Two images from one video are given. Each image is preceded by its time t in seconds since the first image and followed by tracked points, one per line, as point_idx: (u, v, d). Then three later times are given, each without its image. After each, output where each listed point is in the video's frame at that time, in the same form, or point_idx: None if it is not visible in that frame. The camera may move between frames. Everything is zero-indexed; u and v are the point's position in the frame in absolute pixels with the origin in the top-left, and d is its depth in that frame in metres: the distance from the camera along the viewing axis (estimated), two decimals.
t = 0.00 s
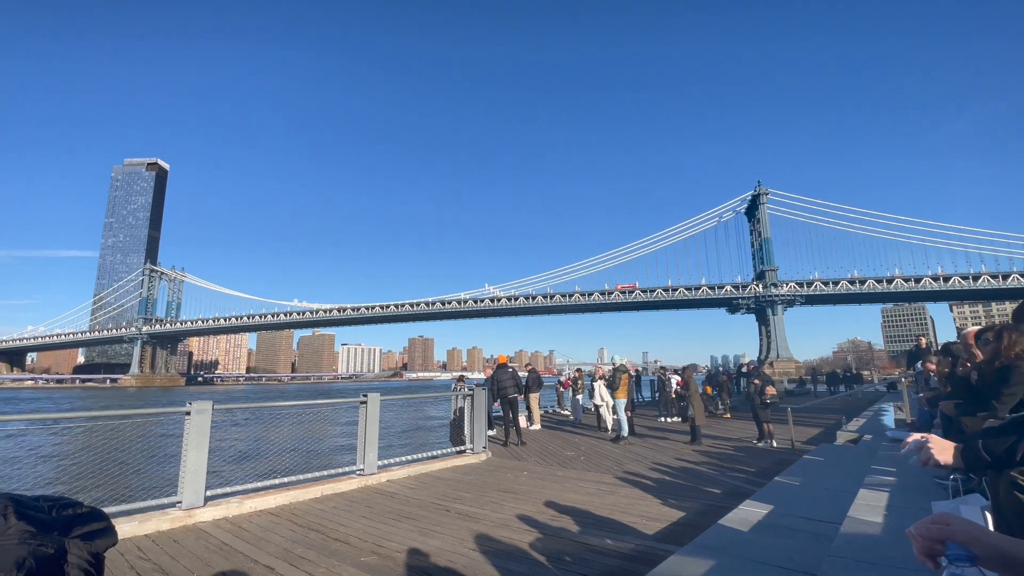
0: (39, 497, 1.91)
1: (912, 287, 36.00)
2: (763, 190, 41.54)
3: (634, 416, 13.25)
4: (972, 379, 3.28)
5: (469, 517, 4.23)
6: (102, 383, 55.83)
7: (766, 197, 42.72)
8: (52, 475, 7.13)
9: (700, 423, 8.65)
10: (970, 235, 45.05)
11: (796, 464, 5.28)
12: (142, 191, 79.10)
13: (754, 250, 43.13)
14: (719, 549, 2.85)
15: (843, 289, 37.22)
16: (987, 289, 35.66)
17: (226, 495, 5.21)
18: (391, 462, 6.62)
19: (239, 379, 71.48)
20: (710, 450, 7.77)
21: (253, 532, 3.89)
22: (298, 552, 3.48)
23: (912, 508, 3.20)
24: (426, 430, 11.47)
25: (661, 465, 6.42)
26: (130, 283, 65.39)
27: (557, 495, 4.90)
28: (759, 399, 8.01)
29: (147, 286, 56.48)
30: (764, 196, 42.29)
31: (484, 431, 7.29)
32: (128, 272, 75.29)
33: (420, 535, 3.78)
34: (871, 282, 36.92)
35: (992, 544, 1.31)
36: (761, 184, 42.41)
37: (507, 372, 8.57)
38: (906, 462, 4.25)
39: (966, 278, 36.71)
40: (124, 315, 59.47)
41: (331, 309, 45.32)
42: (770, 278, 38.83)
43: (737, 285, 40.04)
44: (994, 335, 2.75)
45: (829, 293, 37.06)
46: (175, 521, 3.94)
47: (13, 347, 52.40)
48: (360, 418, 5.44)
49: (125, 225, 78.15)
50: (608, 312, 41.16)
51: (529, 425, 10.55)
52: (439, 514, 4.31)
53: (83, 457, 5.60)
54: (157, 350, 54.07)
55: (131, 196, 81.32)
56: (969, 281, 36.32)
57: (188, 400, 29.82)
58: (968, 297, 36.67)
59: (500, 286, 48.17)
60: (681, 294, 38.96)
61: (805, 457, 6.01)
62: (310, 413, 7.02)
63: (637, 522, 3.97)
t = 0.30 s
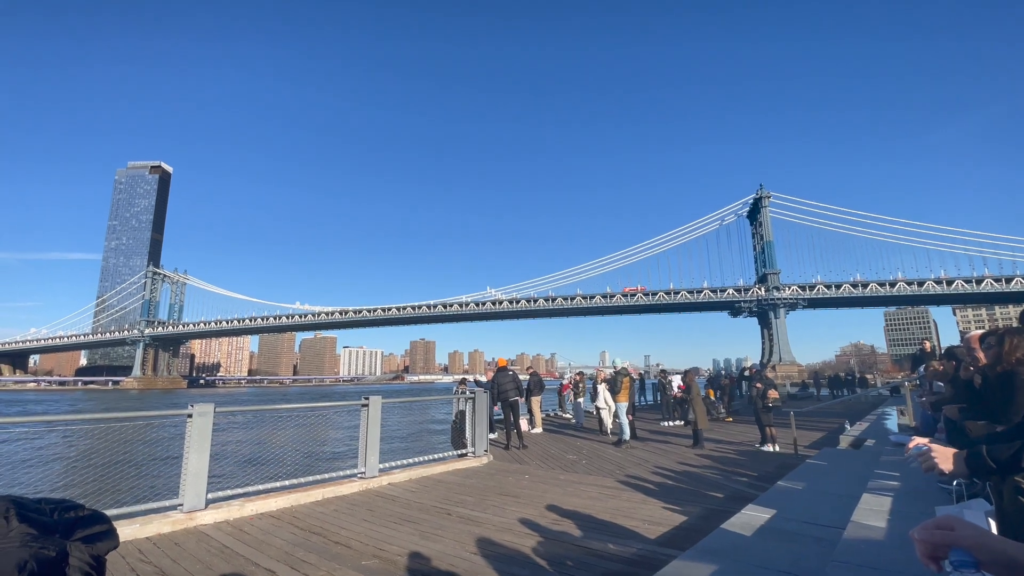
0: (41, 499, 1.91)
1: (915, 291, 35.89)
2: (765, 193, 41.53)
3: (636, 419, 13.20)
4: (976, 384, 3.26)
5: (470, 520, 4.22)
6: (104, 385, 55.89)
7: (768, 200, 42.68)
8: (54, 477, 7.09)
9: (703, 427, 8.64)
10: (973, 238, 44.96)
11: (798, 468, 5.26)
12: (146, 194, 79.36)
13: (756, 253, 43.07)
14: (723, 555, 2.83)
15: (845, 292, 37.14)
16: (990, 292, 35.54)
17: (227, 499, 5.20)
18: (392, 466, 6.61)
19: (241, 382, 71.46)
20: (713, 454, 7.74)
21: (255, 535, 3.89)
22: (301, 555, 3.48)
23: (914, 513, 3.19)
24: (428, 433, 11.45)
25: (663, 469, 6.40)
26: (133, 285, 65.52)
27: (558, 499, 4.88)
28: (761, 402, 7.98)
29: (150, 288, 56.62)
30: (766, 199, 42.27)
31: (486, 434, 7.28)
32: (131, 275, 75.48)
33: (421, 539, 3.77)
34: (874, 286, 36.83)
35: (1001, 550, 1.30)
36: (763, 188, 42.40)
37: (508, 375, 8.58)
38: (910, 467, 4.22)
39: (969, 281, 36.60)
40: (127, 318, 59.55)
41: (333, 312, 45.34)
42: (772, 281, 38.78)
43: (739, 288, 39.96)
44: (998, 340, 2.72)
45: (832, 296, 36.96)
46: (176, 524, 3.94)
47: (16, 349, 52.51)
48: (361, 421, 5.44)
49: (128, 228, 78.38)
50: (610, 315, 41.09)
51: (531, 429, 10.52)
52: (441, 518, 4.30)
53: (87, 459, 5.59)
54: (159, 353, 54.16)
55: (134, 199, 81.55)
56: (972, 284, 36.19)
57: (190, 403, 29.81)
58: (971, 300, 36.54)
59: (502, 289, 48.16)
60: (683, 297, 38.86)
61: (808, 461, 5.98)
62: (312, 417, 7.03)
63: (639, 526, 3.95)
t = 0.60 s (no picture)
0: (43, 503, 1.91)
1: (919, 295, 35.81)
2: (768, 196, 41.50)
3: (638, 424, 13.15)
4: (981, 388, 3.24)
5: (472, 524, 4.21)
6: (107, 389, 55.96)
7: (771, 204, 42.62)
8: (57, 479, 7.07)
9: (705, 431, 8.61)
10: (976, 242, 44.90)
11: (801, 473, 5.24)
12: (149, 197, 79.55)
13: (758, 257, 43.00)
14: (725, 560, 2.83)
15: (848, 296, 37.06)
16: (994, 296, 35.41)
17: (228, 502, 5.20)
18: (394, 470, 6.61)
19: (243, 385, 71.41)
20: (715, 459, 7.71)
21: (257, 539, 3.89)
22: (303, 558, 3.48)
23: (919, 518, 3.17)
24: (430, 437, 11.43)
25: (665, 473, 6.38)
26: (136, 289, 65.66)
27: (560, 503, 4.87)
28: (764, 407, 7.96)
29: (152, 292, 56.76)
30: (769, 203, 42.22)
31: (488, 438, 7.28)
32: (134, 278, 75.74)
33: (423, 543, 3.76)
34: (877, 289, 36.73)
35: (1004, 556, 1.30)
36: (766, 192, 42.41)
37: (510, 378, 8.59)
38: (914, 472, 4.20)
39: (973, 285, 36.47)
40: (129, 321, 59.62)
41: (335, 315, 45.38)
42: (775, 284, 38.72)
43: (741, 292, 39.90)
44: (1003, 343, 2.70)
45: (834, 300, 36.90)
46: (177, 527, 3.93)
47: (19, 352, 52.61)
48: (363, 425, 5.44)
49: (131, 231, 78.59)
50: (612, 318, 41.03)
51: (533, 433, 10.52)
52: (442, 522, 4.29)
53: (89, 462, 5.58)
54: (161, 356, 54.24)
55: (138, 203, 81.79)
56: (976, 288, 36.09)
57: (192, 406, 29.86)
58: (975, 304, 36.42)
59: (504, 292, 48.13)
60: (686, 301, 38.81)
61: (812, 466, 5.95)
62: (315, 419, 7.04)
63: (642, 531, 3.94)
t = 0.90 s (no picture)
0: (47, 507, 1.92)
1: (922, 298, 35.69)
2: (769, 199, 41.48)
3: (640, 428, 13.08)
4: (985, 393, 3.23)
5: (474, 529, 4.21)
6: (110, 392, 56.06)
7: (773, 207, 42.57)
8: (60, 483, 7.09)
9: (708, 435, 8.58)
10: (980, 245, 44.79)
11: (806, 478, 5.21)
12: (152, 202, 79.81)
13: (761, 261, 42.93)
14: (728, 565, 2.83)
15: (851, 300, 36.95)
16: (997, 300, 35.27)
17: (230, 505, 5.20)
18: (395, 474, 6.58)
19: (245, 389, 71.40)
20: (719, 464, 7.68)
21: (259, 542, 3.88)
22: (305, 563, 3.47)
23: (925, 523, 3.14)
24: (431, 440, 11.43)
25: (668, 478, 6.35)
26: (138, 292, 65.80)
27: (562, 508, 4.87)
28: (767, 411, 7.92)
29: (155, 295, 56.93)
30: (771, 206, 42.18)
31: (490, 441, 7.26)
32: (137, 282, 76.02)
33: (425, 548, 3.76)
34: (880, 293, 36.60)
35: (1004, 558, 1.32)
36: (768, 196, 42.38)
37: (512, 383, 8.57)
38: (920, 477, 4.16)
39: (976, 288, 36.35)
40: (132, 324, 59.76)
41: (337, 319, 45.40)
42: (777, 288, 38.65)
43: (743, 295, 39.81)
44: (1007, 347, 2.69)
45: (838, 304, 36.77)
46: (179, 531, 3.93)
47: (21, 355, 52.72)
48: (365, 428, 5.42)
49: (134, 235, 78.85)
50: (614, 322, 40.96)
51: (534, 437, 10.49)
52: (444, 527, 4.28)
53: (92, 466, 5.58)
54: (164, 359, 54.34)
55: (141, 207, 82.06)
56: (979, 291, 35.96)
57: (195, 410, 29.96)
58: (978, 308, 36.31)
59: (506, 296, 48.14)
60: (688, 305, 38.74)
61: (815, 470, 5.94)
62: (316, 422, 7.02)
63: (645, 536, 3.93)
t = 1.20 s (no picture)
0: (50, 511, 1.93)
1: (926, 300, 35.59)
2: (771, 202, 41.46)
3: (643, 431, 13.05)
4: (989, 395, 3.22)
5: (476, 533, 4.21)
6: (112, 395, 56.15)
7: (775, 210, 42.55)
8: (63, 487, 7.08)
9: (710, 438, 8.56)
10: (983, 247, 44.68)
11: (810, 482, 5.17)
12: (155, 206, 80.09)
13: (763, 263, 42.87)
14: (731, 569, 2.82)
15: (853, 302, 36.86)
16: (1001, 302, 35.17)
17: (232, 508, 5.21)
18: (398, 477, 6.57)
19: (248, 392, 71.44)
20: (722, 467, 7.66)
21: (261, 547, 3.88)
22: (307, 568, 3.47)
23: (929, 528, 3.12)
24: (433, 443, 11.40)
25: (670, 482, 6.34)
26: (141, 296, 65.93)
27: (564, 511, 4.86)
28: (770, 414, 7.89)
29: (158, 298, 57.08)
30: (773, 208, 42.16)
31: (492, 445, 7.23)
32: (140, 285, 76.22)
33: (427, 552, 3.75)
34: (883, 295, 36.50)
35: (1010, 567, 1.30)
36: (769, 198, 42.40)
37: (519, 386, 8.57)
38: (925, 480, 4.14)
39: (980, 291, 36.26)
40: (135, 328, 59.93)
41: (339, 322, 45.46)
42: (780, 291, 38.60)
43: (746, 298, 39.73)
44: (1010, 351, 2.70)
45: (840, 306, 36.68)
46: (181, 535, 3.94)
47: (25, 359, 52.86)
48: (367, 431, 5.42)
49: (138, 238, 79.09)
50: (616, 325, 40.90)
51: (537, 440, 10.48)
52: (446, 530, 4.28)
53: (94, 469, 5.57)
54: (167, 363, 54.48)
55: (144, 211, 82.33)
56: (983, 294, 35.84)
57: (196, 413, 29.97)
58: (982, 310, 36.22)
59: (508, 298, 48.17)
60: (690, 307, 38.68)
61: (819, 474, 5.91)
62: (317, 425, 7.01)
63: (648, 540, 3.91)
